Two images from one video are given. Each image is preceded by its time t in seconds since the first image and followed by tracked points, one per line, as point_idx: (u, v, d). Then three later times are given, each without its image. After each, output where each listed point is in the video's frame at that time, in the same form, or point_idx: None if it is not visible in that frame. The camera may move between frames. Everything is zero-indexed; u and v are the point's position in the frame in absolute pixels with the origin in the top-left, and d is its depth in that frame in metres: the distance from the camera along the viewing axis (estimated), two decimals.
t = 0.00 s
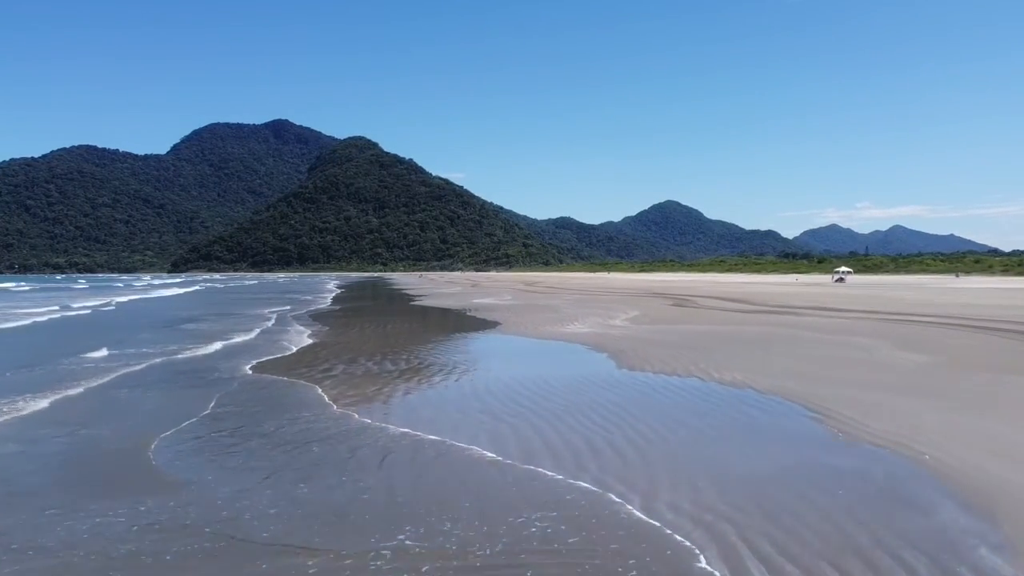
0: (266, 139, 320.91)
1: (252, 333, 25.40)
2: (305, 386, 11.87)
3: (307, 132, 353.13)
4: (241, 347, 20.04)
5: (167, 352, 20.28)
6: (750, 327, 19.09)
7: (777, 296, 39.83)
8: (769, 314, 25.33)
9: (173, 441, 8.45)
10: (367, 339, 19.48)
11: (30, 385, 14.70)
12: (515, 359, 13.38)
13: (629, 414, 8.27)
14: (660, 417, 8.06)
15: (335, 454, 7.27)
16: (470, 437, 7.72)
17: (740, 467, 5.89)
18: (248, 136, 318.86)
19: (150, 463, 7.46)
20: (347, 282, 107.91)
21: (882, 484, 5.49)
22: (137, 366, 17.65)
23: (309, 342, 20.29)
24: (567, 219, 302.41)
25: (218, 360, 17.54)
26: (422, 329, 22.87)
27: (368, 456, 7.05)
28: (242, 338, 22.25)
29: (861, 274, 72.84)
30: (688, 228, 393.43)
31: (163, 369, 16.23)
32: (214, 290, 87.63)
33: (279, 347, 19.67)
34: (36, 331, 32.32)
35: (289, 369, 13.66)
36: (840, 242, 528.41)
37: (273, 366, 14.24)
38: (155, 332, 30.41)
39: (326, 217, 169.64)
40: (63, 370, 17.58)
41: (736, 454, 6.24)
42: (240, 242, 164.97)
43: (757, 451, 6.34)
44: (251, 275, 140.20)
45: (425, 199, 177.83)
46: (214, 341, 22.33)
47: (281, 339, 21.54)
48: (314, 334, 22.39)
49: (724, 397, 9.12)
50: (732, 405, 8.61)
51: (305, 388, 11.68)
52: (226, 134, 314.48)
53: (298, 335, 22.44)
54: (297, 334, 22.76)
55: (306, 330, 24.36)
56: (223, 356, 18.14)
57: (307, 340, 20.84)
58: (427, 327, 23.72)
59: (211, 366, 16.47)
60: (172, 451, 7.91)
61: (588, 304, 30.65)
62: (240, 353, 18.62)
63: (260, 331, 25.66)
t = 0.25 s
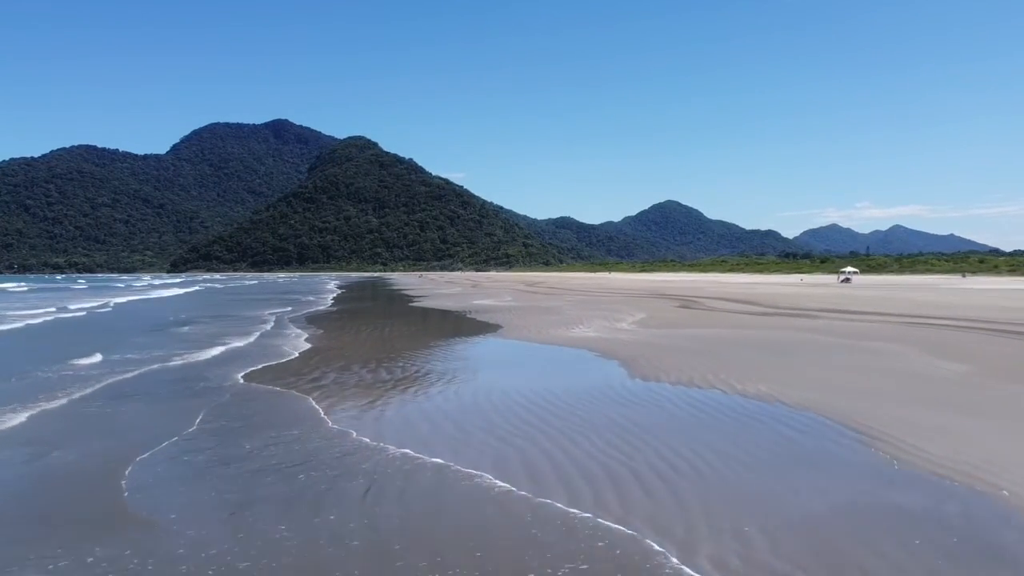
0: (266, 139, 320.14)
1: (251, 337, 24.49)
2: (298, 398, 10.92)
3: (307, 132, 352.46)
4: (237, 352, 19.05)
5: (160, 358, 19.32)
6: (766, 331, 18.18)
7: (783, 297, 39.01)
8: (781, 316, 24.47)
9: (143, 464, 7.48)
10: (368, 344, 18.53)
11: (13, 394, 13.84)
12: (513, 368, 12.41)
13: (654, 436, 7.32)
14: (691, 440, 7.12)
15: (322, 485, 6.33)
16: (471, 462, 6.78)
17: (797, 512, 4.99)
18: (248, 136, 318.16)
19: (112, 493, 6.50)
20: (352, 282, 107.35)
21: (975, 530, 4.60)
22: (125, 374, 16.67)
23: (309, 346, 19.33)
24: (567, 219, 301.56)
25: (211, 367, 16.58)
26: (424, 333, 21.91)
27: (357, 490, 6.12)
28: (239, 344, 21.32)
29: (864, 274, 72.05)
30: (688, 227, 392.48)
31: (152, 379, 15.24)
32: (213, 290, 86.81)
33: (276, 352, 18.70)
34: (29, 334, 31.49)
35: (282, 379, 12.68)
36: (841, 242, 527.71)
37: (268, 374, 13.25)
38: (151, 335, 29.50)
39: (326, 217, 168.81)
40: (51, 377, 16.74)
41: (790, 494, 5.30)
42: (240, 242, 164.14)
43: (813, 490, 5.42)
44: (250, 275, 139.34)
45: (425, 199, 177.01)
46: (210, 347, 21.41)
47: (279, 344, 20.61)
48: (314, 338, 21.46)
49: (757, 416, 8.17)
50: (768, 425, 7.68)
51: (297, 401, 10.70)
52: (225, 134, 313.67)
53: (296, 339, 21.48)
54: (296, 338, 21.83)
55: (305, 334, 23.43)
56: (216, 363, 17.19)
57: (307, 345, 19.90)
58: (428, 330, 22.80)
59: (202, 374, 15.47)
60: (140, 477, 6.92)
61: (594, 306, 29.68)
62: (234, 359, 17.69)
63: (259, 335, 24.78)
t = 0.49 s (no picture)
0: (266, 139, 319.49)
1: (248, 341, 23.65)
2: (284, 412, 10.03)
3: (307, 132, 351.88)
4: (232, 357, 18.19)
5: (152, 364, 18.47)
6: (782, 336, 17.28)
7: (791, 298, 38.17)
8: (794, 318, 23.58)
9: (103, 494, 6.58)
10: (366, 349, 17.66)
11: None
12: (512, 377, 11.49)
13: (680, 462, 6.42)
14: (723, 468, 6.23)
15: (303, 524, 5.45)
16: (472, 494, 5.88)
17: (870, 572, 4.11)
18: (247, 136, 317.48)
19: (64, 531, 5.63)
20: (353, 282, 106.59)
21: None
22: (113, 381, 15.83)
23: (306, 351, 18.47)
24: (568, 219, 300.85)
25: (203, 374, 15.73)
26: (424, 336, 21.02)
27: (339, 534, 5.22)
28: (234, 349, 20.47)
29: (870, 274, 71.26)
30: (689, 227, 391.97)
31: (138, 386, 14.38)
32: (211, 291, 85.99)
33: (271, 358, 17.83)
34: (20, 337, 30.66)
35: (270, 390, 11.79)
36: (841, 242, 527.06)
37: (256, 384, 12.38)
38: (146, 339, 28.66)
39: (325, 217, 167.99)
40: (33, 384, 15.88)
41: (856, 546, 4.43)
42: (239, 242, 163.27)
43: (883, 541, 4.52)
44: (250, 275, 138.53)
45: (425, 199, 176.22)
46: (205, 352, 20.57)
47: (275, 348, 19.76)
48: (312, 342, 20.61)
49: (790, 436, 7.27)
50: (807, 449, 6.78)
51: (283, 415, 9.80)
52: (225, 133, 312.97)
53: (293, 344, 20.64)
54: (294, 342, 20.99)
55: (304, 337, 22.59)
56: (208, 369, 16.32)
57: (304, 349, 19.04)
58: (429, 333, 21.93)
59: (192, 381, 14.60)
60: (93, 511, 6.01)
61: (600, 308, 28.78)
62: (227, 365, 16.82)
63: (256, 338, 23.95)
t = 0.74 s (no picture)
0: (266, 138, 318.78)
1: (243, 346, 22.67)
2: (268, 431, 9.02)
3: (307, 131, 351.00)
4: (223, 363, 17.20)
5: (138, 371, 17.47)
6: (800, 340, 16.26)
7: (801, 299, 37.15)
8: (809, 321, 22.57)
9: (50, 534, 5.60)
10: (361, 355, 16.64)
11: None
12: (516, 389, 10.54)
13: (723, 506, 5.44)
14: (775, 513, 5.24)
15: None
16: (480, 541, 4.94)
17: None
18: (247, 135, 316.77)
19: None
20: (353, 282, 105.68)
21: None
22: (100, 388, 14.97)
23: (300, 356, 17.47)
24: (568, 218, 299.74)
25: (189, 381, 14.73)
26: (423, 340, 20.00)
27: None
28: (226, 353, 19.49)
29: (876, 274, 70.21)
30: (689, 227, 391.36)
31: (118, 394, 13.39)
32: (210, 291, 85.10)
33: (263, 364, 16.83)
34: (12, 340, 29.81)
35: (255, 403, 10.79)
36: (841, 242, 526.66)
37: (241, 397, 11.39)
38: (138, 343, 27.68)
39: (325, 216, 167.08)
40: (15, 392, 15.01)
41: None
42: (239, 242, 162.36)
43: None
44: (249, 275, 137.67)
45: (425, 199, 175.41)
46: (197, 358, 19.59)
47: (268, 353, 18.77)
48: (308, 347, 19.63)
49: (844, 468, 6.28)
50: (868, 488, 5.80)
51: (265, 435, 8.79)
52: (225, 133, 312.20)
53: (288, 348, 19.66)
54: (289, 347, 19.99)
55: (301, 341, 21.61)
56: (195, 376, 15.32)
57: (299, 354, 18.05)
58: (428, 337, 20.93)
59: (177, 389, 13.61)
60: (31, 563, 5.03)
61: (605, 309, 27.76)
62: (216, 371, 15.83)
63: (251, 343, 22.97)
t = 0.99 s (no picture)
0: (265, 138, 318.06)
1: (238, 350, 21.78)
2: (251, 449, 8.16)
3: (307, 131, 350.35)
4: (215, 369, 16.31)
5: (125, 378, 16.58)
6: (817, 345, 15.38)
7: (807, 300, 36.27)
8: (822, 323, 21.71)
9: None
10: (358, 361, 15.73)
11: None
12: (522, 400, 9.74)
13: (775, 557, 4.61)
14: (837, 567, 4.43)
15: None
16: None
17: None
18: (247, 135, 316.01)
19: None
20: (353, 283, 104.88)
21: None
22: (88, 396, 14.19)
23: (296, 362, 16.59)
24: (568, 218, 299.05)
25: (176, 389, 13.82)
26: (422, 344, 19.10)
27: None
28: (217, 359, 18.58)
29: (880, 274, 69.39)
30: (690, 227, 390.77)
31: (99, 404, 12.49)
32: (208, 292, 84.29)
33: (255, 370, 15.94)
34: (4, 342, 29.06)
35: (240, 417, 9.93)
36: (842, 241, 526.16)
37: (226, 410, 10.52)
38: (131, 346, 26.79)
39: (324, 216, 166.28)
40: None
41: None
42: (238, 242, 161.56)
43: None
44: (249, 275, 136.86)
45: (425, 199, 174.61)
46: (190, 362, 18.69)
47: (261, 358, 17.86)
48: (305, 352, 18.72)
49: (905, 505, 5.45)
50: (935, 530, 5.00)
51: (248, 454, 7.94)
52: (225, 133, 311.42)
53: (284, 353, 18.76)
54: (285, 351, 19.09)
55: (298, 345, 20.74)
56: (183, 383, 14.42)
57: (295, 360, 17.14)
58: (426, 341, 20.01)
59: (161, 399, 12.71)
60: None
61: (609, 311, 26.84)
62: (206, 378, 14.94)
63: (247, 347, 22.08)
